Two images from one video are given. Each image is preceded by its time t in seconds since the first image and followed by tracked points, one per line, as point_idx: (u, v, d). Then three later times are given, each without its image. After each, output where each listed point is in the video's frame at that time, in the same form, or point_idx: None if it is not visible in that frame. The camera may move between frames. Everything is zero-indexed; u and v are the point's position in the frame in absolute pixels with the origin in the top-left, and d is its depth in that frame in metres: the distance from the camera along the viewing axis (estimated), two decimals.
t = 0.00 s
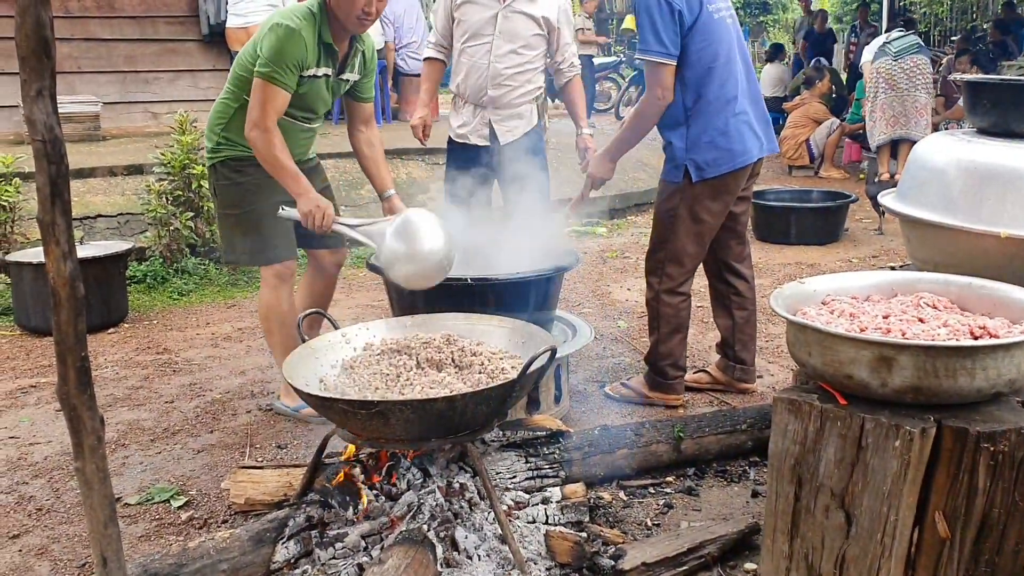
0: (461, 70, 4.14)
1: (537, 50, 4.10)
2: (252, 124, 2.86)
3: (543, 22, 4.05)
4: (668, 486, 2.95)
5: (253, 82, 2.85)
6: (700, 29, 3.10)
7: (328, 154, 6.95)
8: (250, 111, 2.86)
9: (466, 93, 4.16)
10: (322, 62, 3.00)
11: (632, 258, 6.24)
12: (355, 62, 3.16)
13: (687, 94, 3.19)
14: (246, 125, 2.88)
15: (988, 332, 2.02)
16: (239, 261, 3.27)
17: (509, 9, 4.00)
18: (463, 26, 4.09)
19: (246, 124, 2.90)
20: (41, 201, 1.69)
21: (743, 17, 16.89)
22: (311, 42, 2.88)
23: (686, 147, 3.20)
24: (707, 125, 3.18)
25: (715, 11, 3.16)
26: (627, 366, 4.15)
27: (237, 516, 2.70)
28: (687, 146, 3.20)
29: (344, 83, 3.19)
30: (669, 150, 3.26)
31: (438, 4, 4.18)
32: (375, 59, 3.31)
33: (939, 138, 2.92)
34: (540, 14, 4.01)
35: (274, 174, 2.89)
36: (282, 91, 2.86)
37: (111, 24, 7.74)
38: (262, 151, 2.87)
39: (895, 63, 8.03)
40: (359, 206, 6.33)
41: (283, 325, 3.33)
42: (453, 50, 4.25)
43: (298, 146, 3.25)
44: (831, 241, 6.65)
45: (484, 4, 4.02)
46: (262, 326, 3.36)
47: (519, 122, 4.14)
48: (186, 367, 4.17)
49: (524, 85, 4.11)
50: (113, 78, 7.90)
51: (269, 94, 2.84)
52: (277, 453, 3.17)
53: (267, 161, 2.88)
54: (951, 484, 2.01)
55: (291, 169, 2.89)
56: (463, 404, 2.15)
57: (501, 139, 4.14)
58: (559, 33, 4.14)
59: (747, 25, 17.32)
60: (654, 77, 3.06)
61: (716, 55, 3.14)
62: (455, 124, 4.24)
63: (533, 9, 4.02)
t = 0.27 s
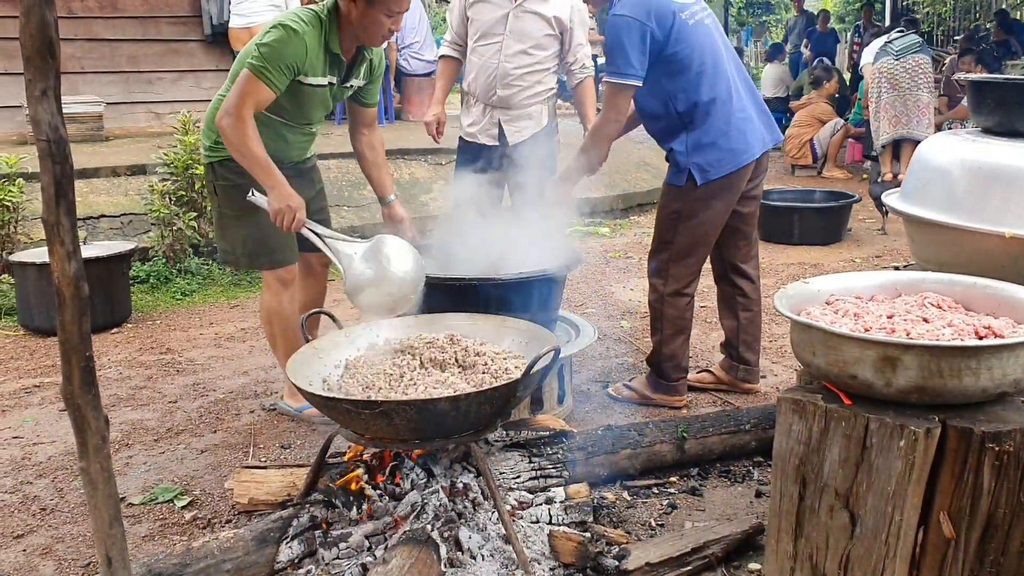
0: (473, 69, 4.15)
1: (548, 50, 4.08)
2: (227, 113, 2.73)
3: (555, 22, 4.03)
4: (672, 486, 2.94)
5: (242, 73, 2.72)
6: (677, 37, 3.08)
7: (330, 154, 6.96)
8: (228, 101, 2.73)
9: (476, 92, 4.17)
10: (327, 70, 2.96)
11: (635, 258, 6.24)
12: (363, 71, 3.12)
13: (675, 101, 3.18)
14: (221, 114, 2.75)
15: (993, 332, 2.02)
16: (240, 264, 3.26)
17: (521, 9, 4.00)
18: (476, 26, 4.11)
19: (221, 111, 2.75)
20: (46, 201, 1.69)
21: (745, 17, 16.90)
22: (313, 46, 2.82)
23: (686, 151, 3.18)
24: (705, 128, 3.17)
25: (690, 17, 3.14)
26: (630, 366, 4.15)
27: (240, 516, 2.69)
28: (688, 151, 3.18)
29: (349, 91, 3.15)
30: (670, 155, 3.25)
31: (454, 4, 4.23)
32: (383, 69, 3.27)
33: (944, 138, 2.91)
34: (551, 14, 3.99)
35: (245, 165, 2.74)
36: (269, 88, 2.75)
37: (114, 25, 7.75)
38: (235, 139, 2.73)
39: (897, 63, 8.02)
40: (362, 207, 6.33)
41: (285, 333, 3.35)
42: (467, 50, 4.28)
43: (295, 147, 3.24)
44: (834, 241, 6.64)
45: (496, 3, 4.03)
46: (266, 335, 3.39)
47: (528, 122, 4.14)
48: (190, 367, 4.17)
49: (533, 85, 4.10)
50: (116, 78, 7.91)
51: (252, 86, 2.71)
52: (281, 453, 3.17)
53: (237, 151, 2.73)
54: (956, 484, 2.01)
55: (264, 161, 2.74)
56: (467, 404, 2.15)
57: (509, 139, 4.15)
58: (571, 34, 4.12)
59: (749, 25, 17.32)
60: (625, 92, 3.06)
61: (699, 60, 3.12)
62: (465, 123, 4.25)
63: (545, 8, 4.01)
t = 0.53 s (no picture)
0: (478, 68, 4.16)
1: (554, 49, 4.08)
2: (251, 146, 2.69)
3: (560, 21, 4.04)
4: (675, 486, 2.94)
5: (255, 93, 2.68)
6: (663, 43, 3.03)
7: (333, 155, 6.96)
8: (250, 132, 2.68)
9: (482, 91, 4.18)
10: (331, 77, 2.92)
11: (637, 258, 6.24)
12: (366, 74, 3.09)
13: (665, 106, 3.14)
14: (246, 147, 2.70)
15: (997, 332, 2.01)
16: (244, 265, 3.27)
17: (526, 8, 4.00)
18: (482, 24, 4.12)
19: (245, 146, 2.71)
20: (48, 201, 1.69)
21: (748, 17, 16.90)
22: (322, 57, 2.76)
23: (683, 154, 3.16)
24: (700, 129, 3.14)
25: (674, 21, 3.08)
26: (633, 366, 4.14)
27: (243, 515, 2.70)
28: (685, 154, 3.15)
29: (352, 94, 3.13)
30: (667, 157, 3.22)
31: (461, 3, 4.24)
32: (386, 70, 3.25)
33: (947, 138, 2.91)
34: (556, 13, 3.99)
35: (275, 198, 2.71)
36: (287, 108, 2.69)
37: (117, 25, 7.75)
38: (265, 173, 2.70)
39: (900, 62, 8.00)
40: (364, 207, 6.33)
41: (287, 332, 3.33)
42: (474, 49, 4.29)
43: (297, 150, 3.23)
44: (837, 241, 6.64)
45: (501, 2, 4.03)
46: (268, 335, 3.37)
47: (532, 122, 4.14)
48: (193, 367, 4.17)
49: (538, 84, 4.10)
50: (119, 78, 7.92)
51: (272, 110, 2.66)
52: (284, 453, 3.18)
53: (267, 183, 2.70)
54: (959, 484, 2.00)
55: (291, 192, 2.71)
56: (470, 403, 2.15)
57: (513, 139, 4.15)
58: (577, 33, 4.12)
59: (752, 25, 17.32)
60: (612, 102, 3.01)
61: (686, 64, 3.08)
62: (471, 122, 4.28)
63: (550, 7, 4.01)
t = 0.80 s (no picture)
0: (480, 69, 4.15)
1: (555, 50, 4.08)
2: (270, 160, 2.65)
3: (562, 22, 4.03)
4: (675, 488, 2.94)
5: (265, 108, 2.67)
6: (670, 38, 3.07)
7: (334, 156, 6.96)
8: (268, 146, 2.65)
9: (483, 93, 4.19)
10: (332, 84, 2.91)
11: (638, 259, 6.24)
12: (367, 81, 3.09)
13: (666, 102, 3.17)
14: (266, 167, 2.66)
15: (997, 334, 2.01)
16: (245, 267, 3.27)
17: (527, 9, 3.99)
18: (484, 26, 4.12)
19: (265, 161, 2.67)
20: (49, 203, 1.70)
21: (748, 18, 16.91)
22: (324, 67, 2.75)
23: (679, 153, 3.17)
24: (697, 129, 3.16)
25: (681, 17, 3.12)
26: (633, 368, 4.14)
27: (244, 517, 2.70)
28: (681, 153, 3.17)
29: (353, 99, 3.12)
30: (664, 157, 3.23)
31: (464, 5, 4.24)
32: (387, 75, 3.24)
33: (948, 139, 2.91)
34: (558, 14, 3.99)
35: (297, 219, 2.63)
36: (299, 119, 2.66)
37: (118, 26, 7.76)
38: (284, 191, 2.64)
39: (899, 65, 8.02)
40: (364, 208, 6.34)
41: (288, 332, 3.34)
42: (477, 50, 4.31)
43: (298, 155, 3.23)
44: (837, 242, 6.64)
45: (503, 4, 4.03)
46: (268, 332, 3.37)
47: (534, 124, 4.15)
48: (194, 368, 4.18)
49: (539, 86, 4.10)
50: (120, 79, 7.93)
51: (284, 123, 2.64)
52: (285, 454, 3.18)
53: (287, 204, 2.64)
54: (959, 486, 2.00)
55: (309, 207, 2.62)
56: (471, 406, 2.15)
57: (515, 140, 4.16)
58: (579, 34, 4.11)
59: (752, 26, 17.35)
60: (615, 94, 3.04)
61: (692, 60, 3.10)
62: (473, 123, 4.28)
63: (551, 8, 4.00)
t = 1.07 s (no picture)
0: (481, 71, 4.18)
1: (556, 51, 4.07)
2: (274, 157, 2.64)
3: (562, 23, 4.02)
4: (677, 488, 2.94)
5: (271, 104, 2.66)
6: (679, 37, 3.10)
7: (335, 157, 6.97)
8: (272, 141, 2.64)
9: (485, 95, 4.20)
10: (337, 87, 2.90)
11: (639, 260, 6.24)
12: (371, 83, 3.08)
13: (673, 101, 3.21)
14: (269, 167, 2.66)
15: (998, 335, 2.01)
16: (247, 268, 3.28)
17: (528, 10, 4.00)
18: (485, 28, 4.14)
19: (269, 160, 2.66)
20: (51, 203, 1.70)
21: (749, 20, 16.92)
22: (329, 66, 2.74)
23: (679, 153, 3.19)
24: (700, 129, 3.18)
25: (694, 16, 3.15)
26: (634, 369, 4.14)
27: (245, 518, 2.70)
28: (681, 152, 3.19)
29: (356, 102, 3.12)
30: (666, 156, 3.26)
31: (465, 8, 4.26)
32: (391, 78, 3.24)
33: (948, 141, 2.91)
34: (558, 15, 3.99)
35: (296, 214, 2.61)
36: (303, 113, 2.65)
37: (119, 27, 7.77)
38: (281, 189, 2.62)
39: (899, 70, 8.04)
40: (365, 209, 6.35)
41: (291, 333, 3.35)
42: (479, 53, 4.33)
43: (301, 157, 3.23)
44: (838, 244, 6.64)
45: (503, 6, 4.05)
46: (270, 333, 3.38)
47: (536, 125, 4.13)
48: (195, 369, 4.18)
49: (541, 87, 4.09)
50: (121, 81, 7.94)
51: (289, 117, 2.62)
52: (286, 455, 3.18)
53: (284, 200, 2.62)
54: (960, 486, 2.00)
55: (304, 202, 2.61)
56: (471, 406, 2.15)
57: (517, 141, 4.16)
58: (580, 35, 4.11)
59: (753, 27, 17.35)
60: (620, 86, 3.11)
61: (700, 60, 3.13)
62: (476, 125, 4.30)
63: (552, 9, 4.00)
